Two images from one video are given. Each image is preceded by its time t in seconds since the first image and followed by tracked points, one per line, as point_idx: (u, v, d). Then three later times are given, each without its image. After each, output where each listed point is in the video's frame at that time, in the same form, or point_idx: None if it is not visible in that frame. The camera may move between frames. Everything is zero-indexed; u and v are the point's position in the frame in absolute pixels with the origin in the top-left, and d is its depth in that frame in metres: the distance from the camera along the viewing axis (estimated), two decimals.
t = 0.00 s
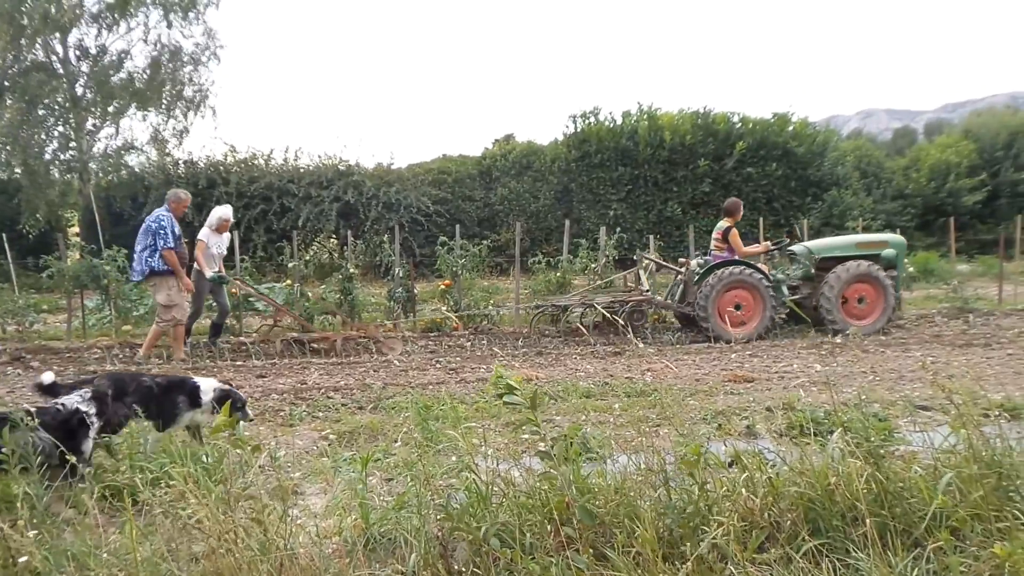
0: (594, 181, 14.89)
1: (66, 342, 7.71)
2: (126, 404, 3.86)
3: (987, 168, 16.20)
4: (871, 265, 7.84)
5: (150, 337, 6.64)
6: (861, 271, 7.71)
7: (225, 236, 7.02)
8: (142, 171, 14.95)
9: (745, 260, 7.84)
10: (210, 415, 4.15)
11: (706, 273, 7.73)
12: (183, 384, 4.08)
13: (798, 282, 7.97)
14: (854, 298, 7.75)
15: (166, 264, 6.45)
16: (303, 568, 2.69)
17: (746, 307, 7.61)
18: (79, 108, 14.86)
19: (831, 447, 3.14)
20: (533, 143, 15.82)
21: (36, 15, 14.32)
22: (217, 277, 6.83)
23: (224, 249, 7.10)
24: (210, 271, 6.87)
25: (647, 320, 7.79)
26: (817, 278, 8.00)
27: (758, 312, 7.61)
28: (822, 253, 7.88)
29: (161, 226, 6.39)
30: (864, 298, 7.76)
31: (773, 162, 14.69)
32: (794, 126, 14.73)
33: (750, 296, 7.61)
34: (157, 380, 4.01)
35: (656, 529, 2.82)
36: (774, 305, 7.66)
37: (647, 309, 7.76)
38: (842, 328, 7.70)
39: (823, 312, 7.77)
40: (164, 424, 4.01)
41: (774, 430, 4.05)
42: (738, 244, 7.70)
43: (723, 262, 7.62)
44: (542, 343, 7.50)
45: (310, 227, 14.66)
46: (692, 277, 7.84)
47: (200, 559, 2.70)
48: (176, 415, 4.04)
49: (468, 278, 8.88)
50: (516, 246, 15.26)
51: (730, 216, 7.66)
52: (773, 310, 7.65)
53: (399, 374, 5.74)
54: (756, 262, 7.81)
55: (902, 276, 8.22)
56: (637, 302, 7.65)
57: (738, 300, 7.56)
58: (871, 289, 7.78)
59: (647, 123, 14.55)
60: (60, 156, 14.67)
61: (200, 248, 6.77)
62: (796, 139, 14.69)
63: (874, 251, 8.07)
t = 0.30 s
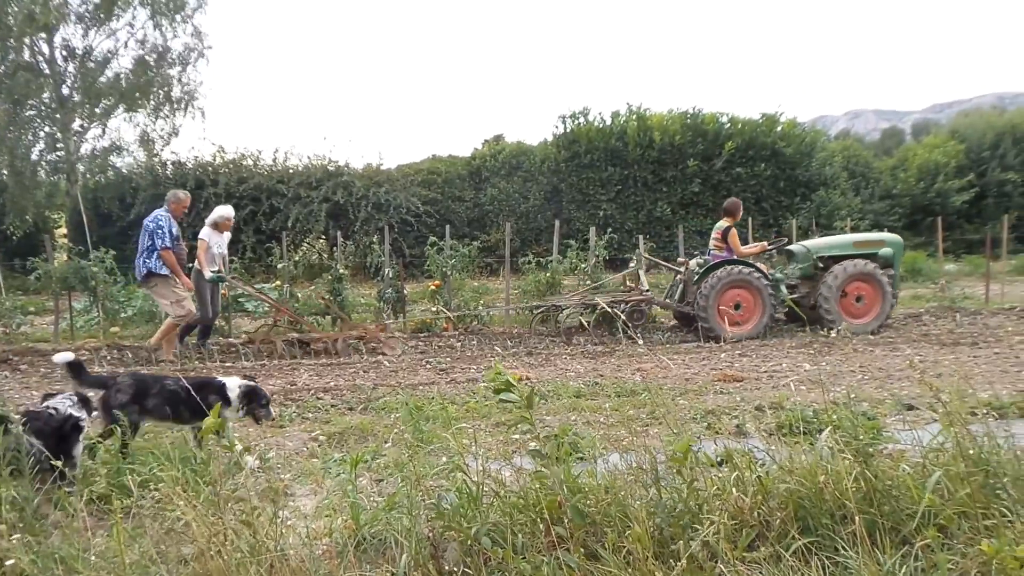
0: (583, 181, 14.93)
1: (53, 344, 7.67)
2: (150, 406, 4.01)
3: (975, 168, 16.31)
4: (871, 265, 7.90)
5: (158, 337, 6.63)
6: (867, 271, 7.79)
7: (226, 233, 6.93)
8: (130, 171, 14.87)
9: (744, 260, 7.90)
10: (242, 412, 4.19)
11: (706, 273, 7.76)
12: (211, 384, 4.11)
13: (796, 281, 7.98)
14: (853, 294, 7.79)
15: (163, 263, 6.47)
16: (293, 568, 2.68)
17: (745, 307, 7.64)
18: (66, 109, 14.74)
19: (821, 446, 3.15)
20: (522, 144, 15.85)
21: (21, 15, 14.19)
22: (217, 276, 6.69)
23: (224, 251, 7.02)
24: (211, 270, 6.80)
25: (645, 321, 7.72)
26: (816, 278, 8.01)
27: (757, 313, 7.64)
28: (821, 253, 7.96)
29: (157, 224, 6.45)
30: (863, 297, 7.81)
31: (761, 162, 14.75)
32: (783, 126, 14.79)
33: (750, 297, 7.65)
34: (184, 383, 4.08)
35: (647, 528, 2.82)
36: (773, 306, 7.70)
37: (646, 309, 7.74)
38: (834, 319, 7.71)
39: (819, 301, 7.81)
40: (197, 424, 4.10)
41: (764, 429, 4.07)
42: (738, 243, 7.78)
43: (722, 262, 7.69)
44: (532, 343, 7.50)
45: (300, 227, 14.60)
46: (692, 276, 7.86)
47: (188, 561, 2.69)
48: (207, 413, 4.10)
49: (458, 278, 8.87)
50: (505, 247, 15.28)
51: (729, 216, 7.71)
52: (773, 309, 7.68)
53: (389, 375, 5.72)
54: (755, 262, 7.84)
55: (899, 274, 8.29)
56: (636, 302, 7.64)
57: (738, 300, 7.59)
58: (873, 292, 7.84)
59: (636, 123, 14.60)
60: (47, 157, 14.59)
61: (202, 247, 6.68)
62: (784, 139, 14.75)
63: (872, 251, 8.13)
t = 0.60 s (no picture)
0: (576, 182, 14.96)
1: (43, 343, 7.63)
2: (173, 405, 3.90)
3: (965, 170, 16.42)
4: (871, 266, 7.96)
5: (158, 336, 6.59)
6: (878, 278, 7.84)
7: (227, 237, 6.98)
8: (121, 170, 14.78)
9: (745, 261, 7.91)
10: (265, 412, 4.02)
11: (709, 274, 7.81)
12: (234, 384, 3.94)
13: (797, 282, 8.03)
14: (855, 294, 7.82)
15: (162, 263, 6.42)
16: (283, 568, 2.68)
17: (747, 308, 7.64)
18: (56, 107, 14.63)
19: (812, 447, 3.16)
20: (515, 144, 15.89)
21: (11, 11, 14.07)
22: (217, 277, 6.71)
23: (225, 252, 7.04)
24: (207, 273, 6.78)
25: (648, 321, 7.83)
26: (817, 279, 8.06)
27: (758, 316, 7.66)
28: (822, 254, 8.01)
29: (159, 225, 6.38)
30: (863, 300, 7.83)
31: (753, 164, 14.81)
32: (775, 128, 14.84)
33: (753, 300, 7.65)
34: (209, 383, 3.93)
35: (639, 529, 2.82)
36: (774, 309, 7.73)
37: (648, 309, 7.82)
38: (830, 313, 7.74)
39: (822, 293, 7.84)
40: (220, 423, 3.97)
41: (756, 430, 4.09)
42: (739, 244, 7.80)
43: (724, 263, 7.71)
44: (524, 343, 7.51)
45: (292, 226, 14.54)
46: (694, 277, 7.90)
47: (177, 562, 2.67)
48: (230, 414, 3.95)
49: (450, 278, 8.86)
50: (498, 247, 15.31)
51: (731, 217, 7.72)
52: (773, 314, 7.70)
53: (381, 375, 5.71)
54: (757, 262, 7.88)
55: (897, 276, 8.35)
56: (640, 302, 7.69)
57: (741, 302, 7.59)
58: (874, 296, 7.87)
59: (629, 124, 14.63)
60: (37, 154, 14.34)
61: (202, 247, 6.70)
62: (776, 141, 14.79)
63: (872, 252, 8.19)
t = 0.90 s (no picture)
0: (569, 184, 14.99)
1: (33, 343, 7.59)
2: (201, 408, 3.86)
3: (956, 174, 16.51)
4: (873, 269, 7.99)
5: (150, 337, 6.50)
6: (885, 288, 7.90)
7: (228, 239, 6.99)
8: (113, 169, 14.73)
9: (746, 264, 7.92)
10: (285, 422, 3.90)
11: (712, 276, 7.80)
12: (257, 390, 3.90)
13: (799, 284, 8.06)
14: (858, 295, 7.86)
15: (167, 268, 6.36)
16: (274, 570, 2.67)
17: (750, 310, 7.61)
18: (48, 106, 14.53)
19: (804, 450, 3.16)
20: (508, 146, 15.92)
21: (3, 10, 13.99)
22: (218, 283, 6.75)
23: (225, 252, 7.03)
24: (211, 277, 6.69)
25: (651, 323, 7.82)
26: (818, 281, 8.11)
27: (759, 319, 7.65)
28: (823, 256, 8.02)
29: (165, 230, 6.30)
30: (864, 303, 7.87)
31: (746, 166, 14.87)
32: (768, 131, 14.88)
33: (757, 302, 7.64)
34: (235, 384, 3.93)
35: (630, 531, 2.82)
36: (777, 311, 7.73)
37: (652, 311, 7.81)
38: (828, 308, 7.78)
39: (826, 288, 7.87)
40: (236, 429, 3.87)
41: (748, 433, 4.10)
42: (741, 247, 7.80)
43: (727, 265, 7.73)
44: (516, 345, 7.51)
45: (285, 227, 14.49)
46: (698, 279, 7.91)
47: (167, 564, 2.66)
48: (248, 419, 3.85)
49: (442, 279, 8.84)
50: (490, 249, 15.32)
51: (733, 220, 7.72)
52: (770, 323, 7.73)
53: (373, 377, 5.69)
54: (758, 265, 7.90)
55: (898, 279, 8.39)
56: (643, 304, 7.68)
57: (743, 305, 7.59)
58: (876, 302, 7.91)
59: (622, 126, 14.67)
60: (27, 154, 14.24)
61: (206, 251, 6.68)
62: (769, 143, 14.84)
63: (873, 255, 8.21)
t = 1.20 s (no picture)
0: (558, 194, 15.04)
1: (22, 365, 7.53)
2: (229, 428, 3.74)
3: (942, 176, 16.65)
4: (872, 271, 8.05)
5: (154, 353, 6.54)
6: (886, 297, 7.99)
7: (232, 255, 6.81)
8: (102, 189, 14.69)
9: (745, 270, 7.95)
10: (315, 447, 3.75)
11: (712, 282, 7.86)
12: (289, 414, 3.75)
13: (798, 288, 8.11)
14: (858, 297, 7.91)
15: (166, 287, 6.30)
16: None
17: (751, 315, 7.67)
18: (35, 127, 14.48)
19: (798, 453, 3.17)
20: (497, 157, 15.97)
21: None
22: (221, 299, 6.54)
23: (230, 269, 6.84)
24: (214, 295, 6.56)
25: (652, 330, 7.87)
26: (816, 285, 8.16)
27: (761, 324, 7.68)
28: (821, 260, 8.09)
29: (163, 247, 6.25)
30: (864, 305, 7.92)
31: (734, 172, 14.97)
32: (754, 137, 14.99)
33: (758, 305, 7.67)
34: (265, 409, 3.77)
35: (628, 540, 2.81)
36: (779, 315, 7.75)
37: (653, 318, 7.85)
38: (828, 304, 7.81)
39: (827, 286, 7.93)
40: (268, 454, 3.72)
41: (741, 439, 4.11)
42: (740, 253, 7.79)
43: (726, 271, 7.77)
44: (509, 356, 7.51)
45: (274, 244, 14.46)
46: (697, 286, 7.95)
47: None
48: (278, 444, 3.70)
49: (434, 292, 8.83)
50: (481, 260, 15.34)
51: (732, 226, 7.75)
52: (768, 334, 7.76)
53: (366, 391, 5.67)
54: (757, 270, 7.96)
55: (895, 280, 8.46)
56: (644, 311, 7.71)
57: (744, 311, 7.64)
58: (874, 307, 7.97)
59: (610, 135, 14.74)
60: (16, 175, 14.54)
61: (209, 267, 6.52)
62: (756, 150, 14.96)
63: (870, 257, 8.27)
